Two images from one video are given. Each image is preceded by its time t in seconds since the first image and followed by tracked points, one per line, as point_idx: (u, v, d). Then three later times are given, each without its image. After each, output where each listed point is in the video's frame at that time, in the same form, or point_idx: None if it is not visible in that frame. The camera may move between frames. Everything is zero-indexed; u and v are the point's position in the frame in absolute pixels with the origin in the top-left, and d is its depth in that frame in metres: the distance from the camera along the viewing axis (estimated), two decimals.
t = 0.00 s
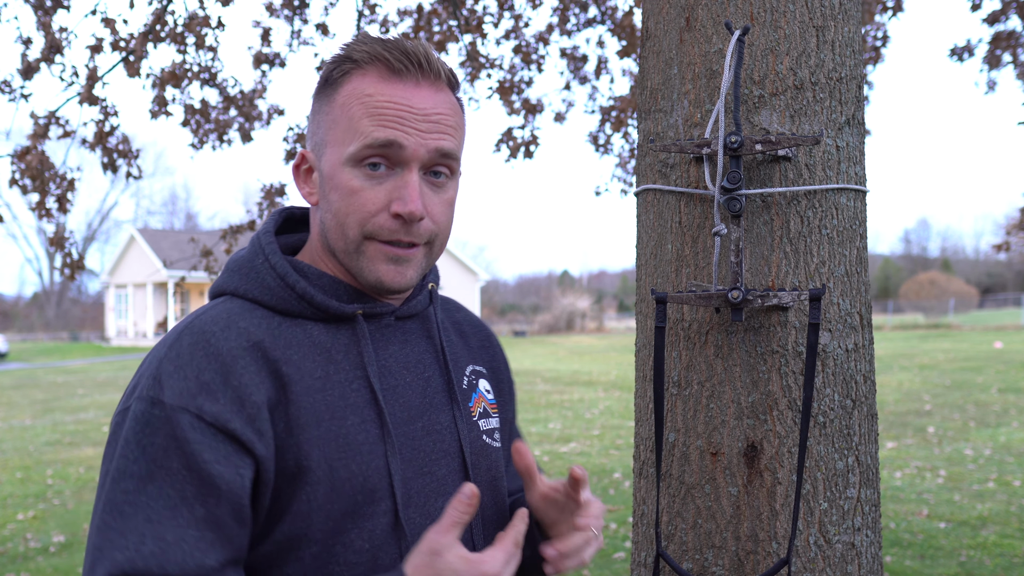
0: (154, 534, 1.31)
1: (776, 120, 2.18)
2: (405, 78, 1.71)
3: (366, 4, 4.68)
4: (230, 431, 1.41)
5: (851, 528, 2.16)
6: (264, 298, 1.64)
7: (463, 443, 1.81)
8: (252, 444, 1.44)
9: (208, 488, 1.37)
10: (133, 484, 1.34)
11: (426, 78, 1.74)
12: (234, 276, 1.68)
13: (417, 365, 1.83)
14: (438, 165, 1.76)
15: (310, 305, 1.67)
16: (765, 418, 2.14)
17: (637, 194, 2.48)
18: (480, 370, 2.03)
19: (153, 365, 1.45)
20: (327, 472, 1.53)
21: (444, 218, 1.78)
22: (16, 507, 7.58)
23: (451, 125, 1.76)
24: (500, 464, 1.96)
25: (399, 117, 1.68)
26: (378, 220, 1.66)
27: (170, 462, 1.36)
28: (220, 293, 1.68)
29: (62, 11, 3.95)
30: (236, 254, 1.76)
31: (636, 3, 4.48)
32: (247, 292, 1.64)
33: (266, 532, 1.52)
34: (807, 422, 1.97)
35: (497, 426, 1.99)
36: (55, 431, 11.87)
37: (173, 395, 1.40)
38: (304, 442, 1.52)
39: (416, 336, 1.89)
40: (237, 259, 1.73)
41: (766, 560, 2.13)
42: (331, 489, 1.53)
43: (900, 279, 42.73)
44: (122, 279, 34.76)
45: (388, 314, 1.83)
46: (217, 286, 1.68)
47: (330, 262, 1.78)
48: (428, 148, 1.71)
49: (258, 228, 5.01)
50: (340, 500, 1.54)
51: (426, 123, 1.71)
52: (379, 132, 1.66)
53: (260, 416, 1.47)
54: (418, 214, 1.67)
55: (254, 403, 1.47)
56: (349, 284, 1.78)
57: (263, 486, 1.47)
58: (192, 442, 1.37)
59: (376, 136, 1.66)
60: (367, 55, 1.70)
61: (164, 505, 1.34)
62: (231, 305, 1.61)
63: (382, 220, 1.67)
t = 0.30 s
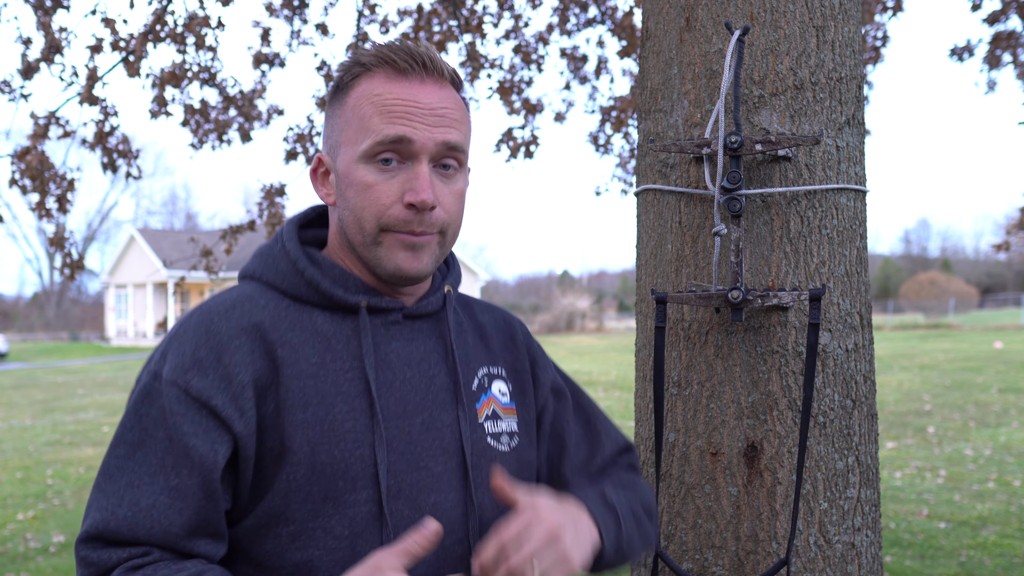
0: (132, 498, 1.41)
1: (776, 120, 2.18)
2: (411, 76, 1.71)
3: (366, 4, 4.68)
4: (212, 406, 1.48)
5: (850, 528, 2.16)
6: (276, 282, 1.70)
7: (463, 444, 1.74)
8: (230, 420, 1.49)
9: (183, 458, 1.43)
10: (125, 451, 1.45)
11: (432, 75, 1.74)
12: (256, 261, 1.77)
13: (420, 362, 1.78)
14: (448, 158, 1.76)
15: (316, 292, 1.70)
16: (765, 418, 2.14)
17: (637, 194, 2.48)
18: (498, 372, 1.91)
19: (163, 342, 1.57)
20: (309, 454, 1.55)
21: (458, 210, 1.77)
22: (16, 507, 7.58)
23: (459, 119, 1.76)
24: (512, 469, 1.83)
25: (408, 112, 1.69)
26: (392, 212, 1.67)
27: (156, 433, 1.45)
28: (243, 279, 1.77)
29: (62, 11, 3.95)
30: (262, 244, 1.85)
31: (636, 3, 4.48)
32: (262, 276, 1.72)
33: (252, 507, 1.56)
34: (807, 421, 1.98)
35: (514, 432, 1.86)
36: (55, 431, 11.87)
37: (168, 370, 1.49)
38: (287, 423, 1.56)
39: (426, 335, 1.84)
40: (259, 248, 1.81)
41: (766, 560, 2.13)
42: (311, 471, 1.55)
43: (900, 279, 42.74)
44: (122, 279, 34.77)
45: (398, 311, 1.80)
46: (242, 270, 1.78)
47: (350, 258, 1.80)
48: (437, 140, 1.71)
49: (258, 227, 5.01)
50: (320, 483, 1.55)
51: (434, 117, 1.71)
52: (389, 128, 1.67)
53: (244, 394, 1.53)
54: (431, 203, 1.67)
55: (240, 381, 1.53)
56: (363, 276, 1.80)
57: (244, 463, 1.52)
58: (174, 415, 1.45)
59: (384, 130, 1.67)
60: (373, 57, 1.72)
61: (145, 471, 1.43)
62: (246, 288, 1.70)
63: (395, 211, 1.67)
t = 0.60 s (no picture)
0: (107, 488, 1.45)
1: (776, 120, 2.18)
2: (400, 80, 1.76)
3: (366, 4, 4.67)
4: (193, 403, 1.52)
5: (851, 528, 2.16)
6: (273, 289, 1.80)
7: (460, 450, 1.77)
8: (208, 418, 1.52)
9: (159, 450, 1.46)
10: (116, 447, 1.54)
11: (422, 79, 1.78)
12: (256, 268, 1.87)
13: (416, 368, 1.83)
14: (435, 162, 1.78)
15: (310, 298, 1.79)
16: (765, 418, 2.14)
17: (637, 194, 2.48)
18: (503, 381, 1.96)
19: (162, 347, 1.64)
20: (295, 457, 1.61)
21: (445, 215, 1.79)
22: (16, 507, 7.58)
23: (447, 123, 1.79)
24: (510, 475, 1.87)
25: (393, 117, 1.73)
26: (374, 216, 1.71)
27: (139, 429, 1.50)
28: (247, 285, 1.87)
29: (62, 11, 3.94)
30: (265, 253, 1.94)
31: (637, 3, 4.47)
32: (261, 283, 1.82)
33: (243, 510, 1.61)
34: (807, 422, 1.98)
35: (516, 440, 1.91)
36: (55, 431, 11.86)
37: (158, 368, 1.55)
38: (273, 426, 1.61)
39: (429, 341, 1.91)
40: (263, 256, 1.90)
41: (766, 560, 2.13)
42: (297, 474, 1.60)
43: (900, 279, 42.75)
44: (122, 279, 34.74)
45: (393, 315, 1.89)
46: (244, 277, 1.88)
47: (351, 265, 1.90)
48: (421, 144, 1.74)
49: (258, 227, 5.01)
50: (308, 486, 1.61)
51: (420, 121, 1.75)
52: (374, 132, 1.72)
53: (226, 394, 1.57)
54: (410, 206, 1.70)
55: (223, 382, 1.58)
56: (357, 283, 1.89)
57: (224, 460, 1.55)
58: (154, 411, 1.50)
59: (370, 134, 1.72)
60: (367, 62, 1.78)
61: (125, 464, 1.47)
62: (245, 294, 1.79)
63: (377, 215, 1.71)
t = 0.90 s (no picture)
0: (120, 520, 1.51)
1: (776, 120, 2.18)
2: (381, 74, 1.76)
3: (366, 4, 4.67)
4: (190, 427, 1.53)
5: (851, 528, 2.16)
6: (260, 300, 1.77)
7: (459, 451, 1.78)
8: (207, 440, 1.54)
9: (165, 478, 1.51)
10: (115, 472, 1.57)
11: (402, 71, 1.78)
12: (241, 279, 1.84)
13: (411, 371, 1.83)
14: (425, 154, 1.79)
15: (298, 307, 1.77)
16: (765, 418, 2.14)
17: (637, 194, 2.48)
18: (498, 377, 1.96)
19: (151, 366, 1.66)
20: (294, 469, 1.60)
21: (440, 207, 1.81)
22: (16, 507, 7.59)
23: (432, 114, 1.79)
24: (509, 473, 1.89)
25: (380, 112, 1.73)
26: (371, 216, 1.71)
27: (141, 455, 1.55)
28: (233, 295, 1.85)
29: (62, 11, 3.94)
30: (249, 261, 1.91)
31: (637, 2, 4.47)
32: (248, 294, 1.79)
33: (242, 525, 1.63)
34: (807, 422, 1.98)
35: (513, 436, 1.92)
36: (55, 431, 11.87)
37: (151, 393, 1.58)
38: (269, 442, 1.61)
39: (421, 342, 1.90)
40: (248, 264, 1.88)
41: (766, 560, 2.13)
42: (298, 487, 1.60)
43: (900, 279, 42.76)
44: (122, 279, 34.74)
45: (383, 318, 1.86)
46: (230, 289, 1.85)
47: (340, 270, 1.87)
48: (411, 138, 1.74)
49: (258, 227, 5.01)
50: (308, 498, 1.61)
51: (406, 115, 1.75)
52: (363, 130, 1.72)
53: (221, 413, 1.57)
54: (408, 203, 1.71)
55: (217, 402, 1.58)
56: (346, 287, 1.86)
57: (225, 481, 1.57)
58: (153, 437, 1.53)
59: (358, 133, 1.71)
60: (343, 58, 1.77)
61: (133, 492, 1.53)
62: (232, 306, 1.77)
63: (375, 215, 1.71)
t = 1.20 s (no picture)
0: (150, 509, 1.47)
1: (776, 120, 2.18)
2: (359, 77, 1.75)
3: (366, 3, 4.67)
4: (209, 418, 1.54)
5: (851, 528, 2.16)
6: (254, 301, 1.76)
7: (453, 446, 1.79)
8: (226, 431, 1.56)
9: (194, 466, 1.51)
10: (128, 463, 1.50)
11: (380, 72, 1.78)
12: (233, 281, 1.82)
13: (406, 368, 1.83)
14: (408, 154, 1.79)
15: (293, 308, 1.76)
16: (765, 418, 2.14)
17: (637, 194, 2.48)
18: (491, 370, 1.97)
19: (149, 366, 1.62)
20: (299, 468, 1.60)
21: (425, 205, 1.81)
22: (16, 507, 7.59)
23: (413, 113, 1.79)
24: (506, 467, 1.89)
25: (360, 115, 1.73)
26: (357, 218, 1.71)
27: (160, 444, 1.51)
28: (224, 298, 1.83)
29: (62, 11, 3.94)
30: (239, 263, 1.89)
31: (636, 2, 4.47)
32: (241, 295, 1.78)
33: (252, 527, 1.62)
34: (807, 422, 1.97)
35: (509, 428, 1.93)
36: (55, 431, 11.87)
37: (160, 385, 1.55)
38: (276, 439, 1.61)
39: (414, 339, 1.90)
40: (238, 267, 1.86)
41: (766, 560, 2.13)
42: (305, 486, 1.60)
43: (900, 279, 42.76)
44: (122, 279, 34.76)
45: (377, 317, 1.86)
46: (222, 291, 1.83)
47: (329, 269, 1.86)
48: (393, 139, 1.74)
49: (257, 227, 5.01)
50: (315, 497, 1.60)
51: (386, 116, 1.75)
52: (344, 133, 1.71)
53: (237, 406, 1.59)
54: (393, 204, 1.71)
55: (230, 395, 1.59)
56: (339, 287, 1.85)
57: (241, 474, 1.59)
58: (175, 427, 1.51)
59: (340, 136, 1.71)
60: (320, 62, 1.76)
61: (157, 482, 1.49)
62: (226, 308, 1.75)
63: (360, 217, 1.71)
